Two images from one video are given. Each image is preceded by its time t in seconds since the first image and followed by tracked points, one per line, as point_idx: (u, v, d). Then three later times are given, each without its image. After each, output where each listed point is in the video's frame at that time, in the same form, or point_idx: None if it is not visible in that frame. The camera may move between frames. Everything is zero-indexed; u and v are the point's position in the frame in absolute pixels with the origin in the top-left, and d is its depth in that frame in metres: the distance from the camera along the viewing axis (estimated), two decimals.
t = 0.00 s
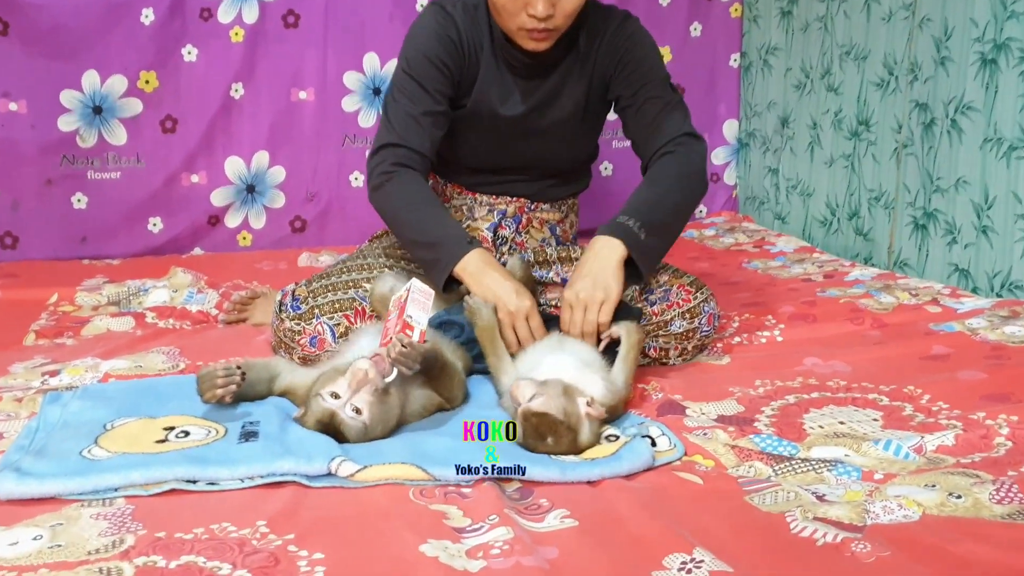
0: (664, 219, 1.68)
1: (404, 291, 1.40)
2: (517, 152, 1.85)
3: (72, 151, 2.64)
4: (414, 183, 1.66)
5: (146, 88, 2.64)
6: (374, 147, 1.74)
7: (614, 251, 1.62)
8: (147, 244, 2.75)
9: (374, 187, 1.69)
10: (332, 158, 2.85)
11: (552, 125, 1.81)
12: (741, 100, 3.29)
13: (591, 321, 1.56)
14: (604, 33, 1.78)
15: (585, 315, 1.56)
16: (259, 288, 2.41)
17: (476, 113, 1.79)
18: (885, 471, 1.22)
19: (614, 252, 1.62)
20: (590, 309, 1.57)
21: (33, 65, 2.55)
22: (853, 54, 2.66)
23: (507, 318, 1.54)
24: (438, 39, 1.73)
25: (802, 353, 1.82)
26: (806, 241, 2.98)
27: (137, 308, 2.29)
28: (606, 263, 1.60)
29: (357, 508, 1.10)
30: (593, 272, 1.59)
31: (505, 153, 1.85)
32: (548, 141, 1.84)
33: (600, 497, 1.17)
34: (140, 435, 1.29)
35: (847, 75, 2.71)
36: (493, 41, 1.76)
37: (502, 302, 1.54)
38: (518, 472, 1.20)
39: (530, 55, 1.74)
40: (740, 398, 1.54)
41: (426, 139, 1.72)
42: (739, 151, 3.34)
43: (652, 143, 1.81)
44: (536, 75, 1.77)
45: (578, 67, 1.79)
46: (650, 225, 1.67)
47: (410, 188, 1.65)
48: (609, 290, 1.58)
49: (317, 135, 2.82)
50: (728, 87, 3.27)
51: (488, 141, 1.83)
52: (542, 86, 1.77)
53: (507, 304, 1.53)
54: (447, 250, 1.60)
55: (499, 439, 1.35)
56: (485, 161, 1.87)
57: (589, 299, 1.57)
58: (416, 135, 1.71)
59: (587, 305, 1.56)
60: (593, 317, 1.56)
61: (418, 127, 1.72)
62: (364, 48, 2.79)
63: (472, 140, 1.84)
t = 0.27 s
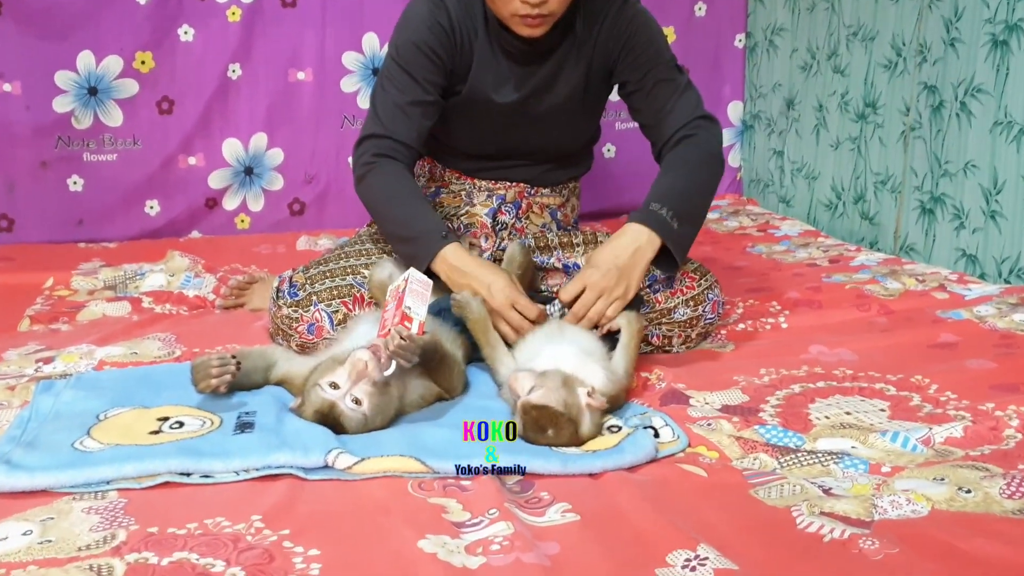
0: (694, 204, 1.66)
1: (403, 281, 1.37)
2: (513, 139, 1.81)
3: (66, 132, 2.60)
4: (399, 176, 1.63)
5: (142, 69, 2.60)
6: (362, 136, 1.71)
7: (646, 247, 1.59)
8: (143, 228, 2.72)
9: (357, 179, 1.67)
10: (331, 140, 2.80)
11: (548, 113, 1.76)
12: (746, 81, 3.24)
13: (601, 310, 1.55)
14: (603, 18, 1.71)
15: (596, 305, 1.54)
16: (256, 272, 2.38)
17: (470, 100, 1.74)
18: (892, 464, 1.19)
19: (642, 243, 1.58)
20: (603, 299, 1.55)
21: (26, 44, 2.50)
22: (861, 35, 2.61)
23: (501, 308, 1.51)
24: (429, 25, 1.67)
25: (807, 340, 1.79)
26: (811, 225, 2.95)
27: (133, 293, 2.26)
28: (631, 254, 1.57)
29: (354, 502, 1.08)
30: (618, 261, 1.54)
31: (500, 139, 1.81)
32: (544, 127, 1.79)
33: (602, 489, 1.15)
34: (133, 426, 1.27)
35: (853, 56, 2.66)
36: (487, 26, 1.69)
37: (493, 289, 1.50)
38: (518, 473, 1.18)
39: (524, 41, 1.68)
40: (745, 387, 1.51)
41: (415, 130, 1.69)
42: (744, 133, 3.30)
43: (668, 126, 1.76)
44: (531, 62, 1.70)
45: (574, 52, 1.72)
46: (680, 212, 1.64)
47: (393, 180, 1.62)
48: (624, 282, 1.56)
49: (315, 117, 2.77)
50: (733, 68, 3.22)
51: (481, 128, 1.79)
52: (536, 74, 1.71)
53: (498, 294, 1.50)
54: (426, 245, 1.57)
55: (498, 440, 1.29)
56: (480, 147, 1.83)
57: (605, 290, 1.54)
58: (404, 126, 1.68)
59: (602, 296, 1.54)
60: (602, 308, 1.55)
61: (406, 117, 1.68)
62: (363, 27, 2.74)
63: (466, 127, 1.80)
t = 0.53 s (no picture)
0: (700, 171, 1.57)
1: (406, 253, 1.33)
2: (516, 108, 1.76)
3: (60, 99, 2.54)
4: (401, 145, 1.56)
5: (136, 34, 2.53)
6: (360, 105, 1.64)
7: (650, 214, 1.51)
8: (139, 197, 2.67)
9: (355, 149, 1.59)
10: (329, 109, 2.74)
11: (552, 82, 1.71)
12: (752, 52, 3.17)
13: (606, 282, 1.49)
14: None
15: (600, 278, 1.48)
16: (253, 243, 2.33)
17: (473, 68, 1.68)
18: (903, 442, 1.16)
19: (644, 208, 1.50)
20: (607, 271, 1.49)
21: (16, 7, 2.43)
22: (870, 4, 2.54)
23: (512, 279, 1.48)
24: None
25: (814, 315, 1.76)
26: (816, 197, 2.90)
27: (128, 263, 2.22)
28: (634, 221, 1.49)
29: (354, 481, 1.05)
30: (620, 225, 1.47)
31: (503, 109, 1.76)
32: (547, 97, 1.74)
33: (608, 467, 1.12)
34: (127, 400, 1.23)
35: (862, 26, 2.59)
36: None
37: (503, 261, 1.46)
38: (519, 474, 1.10)
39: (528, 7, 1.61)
40: (752, 363, 1.48)
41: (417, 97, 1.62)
42: (749, 105, 3.24)
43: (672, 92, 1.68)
44: (535, 28, 1.64)
45: (579, 19, 1.66)
46: (684, 178, 1.55)
47: (391, 149, 1.55)
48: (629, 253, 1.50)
49: (313, 85, 2.71)
50: (740, 37, 3.15)
51: (484, 97, 1.74)
52: (540, 41, 1.65)
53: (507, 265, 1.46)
54: (428, 216, 1.50)
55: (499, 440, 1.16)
56: (483, 117, 1.78)
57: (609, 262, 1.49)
58: (406, 95, 1.61)
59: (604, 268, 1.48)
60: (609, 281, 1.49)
61: (408, 85, 1.61)
62: None
63: (468, 97, 1.75)
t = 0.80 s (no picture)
0: (694, 168, 1.56)
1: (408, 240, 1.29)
2: (517, 87, 1.71)
3: (51, 73, 2.47)
4: (406, 125, 1.55)
5: (127, 6, 2.45)
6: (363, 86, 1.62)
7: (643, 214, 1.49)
8: (132, 173, 2.61)
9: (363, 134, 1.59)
10: (326, 83, 2.68)
11: (554, 60, 1.65)
12: (757, 25, 3.09)
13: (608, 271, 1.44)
14: None
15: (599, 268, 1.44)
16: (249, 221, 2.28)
17: (472, 44, 1.63)
18: (918, 433, 1.13)
19: (638, 209, 1.49)
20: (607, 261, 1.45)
21: None
22: None
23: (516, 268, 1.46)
24: None
25: (823, 297, 1.71)
26: (822, 174, 2.85)
27: (121, 242, 2.16)
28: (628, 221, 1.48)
29: (352, 475, 1.02)
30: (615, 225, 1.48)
31: (505, 87, 1.71)
32: (549, 73, 1.68)
33: (614, 459, 1.09)
34: (117, 389, 1.19)
35: None
36: None
37: (516, 248, 1.45)
38: (519, 474, 1.04)
39: None
40: (760, 348, 1.44)
41: (420, 79, 1.60)
42: (753, 79, 3.17)
43: (666, 78, 1.65)
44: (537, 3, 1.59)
45: None
46: (678, 177, 1.54)
47: (401, 131, 1.54)
48: (628, 247, 1.47)
49: (309, 58, 2.64)
50: (747, 10, 3.07)
51: (485, 75, 1.69)
52: (542, 16, 1.60)
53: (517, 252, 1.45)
54: (443, 193, 1.50)
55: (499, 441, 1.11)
56: (484, 96, 1.74)
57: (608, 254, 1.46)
58: (410, 76, 1.58)
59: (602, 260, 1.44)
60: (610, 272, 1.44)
61: (411, 66, 1.58)
62: None
63: (470, 75, 1.70)
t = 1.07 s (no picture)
0: (690, 145, 1.48)
1: (410, 222, 1.25)
2: (515, 63, 1.66)
3: (42, 52, 2.41)
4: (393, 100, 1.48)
5: None
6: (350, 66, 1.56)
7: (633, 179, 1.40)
8: (126, 154, 2.56)
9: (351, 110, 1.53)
10: (323, 62, 2.63)
11: (551, 32, 1.60)
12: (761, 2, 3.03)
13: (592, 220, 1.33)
14: None
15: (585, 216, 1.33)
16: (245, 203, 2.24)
17: (466, 19, 1.58)
18: (931, 424, 1.10)
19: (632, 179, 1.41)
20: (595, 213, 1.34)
21: None
22: None
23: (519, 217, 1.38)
24: None
25: (829, 282, 1.68)
26: (826, 155, 2.80)
27: (115, 225, 2.12)
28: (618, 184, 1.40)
29: (348, 468, 0.99)
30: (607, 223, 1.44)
31: (501, 64, 1.67)
32: (547, 48, 1.64)
33: (618, 451, 1.06)
34: (108, 378, 1.16)
35: None
36: None
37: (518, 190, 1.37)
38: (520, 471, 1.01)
39: None
40: (767, 335, 1.41)
41: (407, 55, 1.54)
42: (757, 58, 3.11)
43: (667, 54, 1.59)
44: None
45: None
46: (674, 151, 1.45)
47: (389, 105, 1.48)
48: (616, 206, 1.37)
49: (305, 36, 2.59)
50: None
51: (480, 51, 1.64)
52: None
53: (515, 195, 1.37)
54: (436, 147, 1.44)
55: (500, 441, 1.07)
56: (481, 72, 1.69)
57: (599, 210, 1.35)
58: (395, 53, 1.53)
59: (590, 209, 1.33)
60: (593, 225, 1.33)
61: (396, 42, 1.53)
62: None
63: (464, 52, 1.65)
